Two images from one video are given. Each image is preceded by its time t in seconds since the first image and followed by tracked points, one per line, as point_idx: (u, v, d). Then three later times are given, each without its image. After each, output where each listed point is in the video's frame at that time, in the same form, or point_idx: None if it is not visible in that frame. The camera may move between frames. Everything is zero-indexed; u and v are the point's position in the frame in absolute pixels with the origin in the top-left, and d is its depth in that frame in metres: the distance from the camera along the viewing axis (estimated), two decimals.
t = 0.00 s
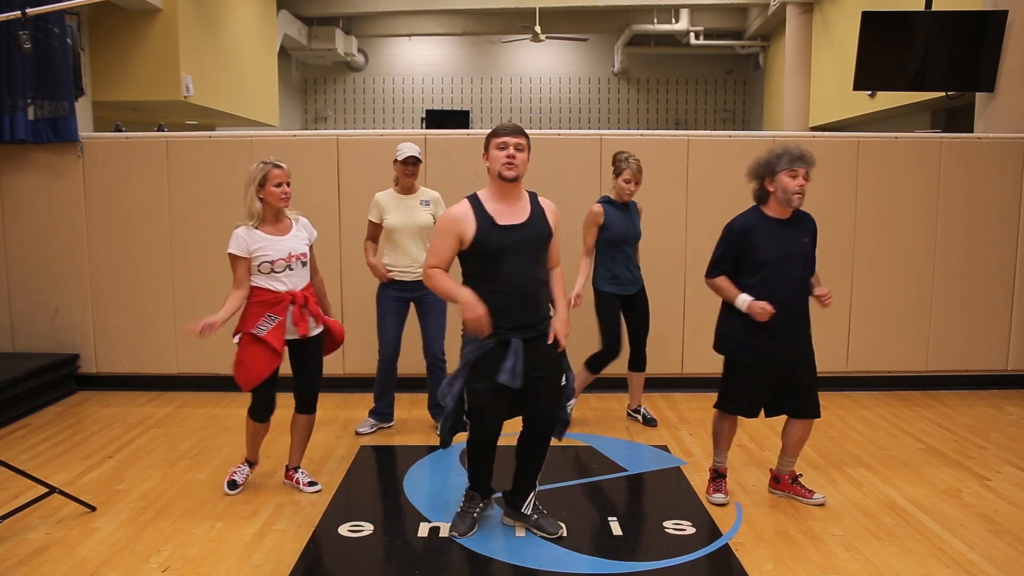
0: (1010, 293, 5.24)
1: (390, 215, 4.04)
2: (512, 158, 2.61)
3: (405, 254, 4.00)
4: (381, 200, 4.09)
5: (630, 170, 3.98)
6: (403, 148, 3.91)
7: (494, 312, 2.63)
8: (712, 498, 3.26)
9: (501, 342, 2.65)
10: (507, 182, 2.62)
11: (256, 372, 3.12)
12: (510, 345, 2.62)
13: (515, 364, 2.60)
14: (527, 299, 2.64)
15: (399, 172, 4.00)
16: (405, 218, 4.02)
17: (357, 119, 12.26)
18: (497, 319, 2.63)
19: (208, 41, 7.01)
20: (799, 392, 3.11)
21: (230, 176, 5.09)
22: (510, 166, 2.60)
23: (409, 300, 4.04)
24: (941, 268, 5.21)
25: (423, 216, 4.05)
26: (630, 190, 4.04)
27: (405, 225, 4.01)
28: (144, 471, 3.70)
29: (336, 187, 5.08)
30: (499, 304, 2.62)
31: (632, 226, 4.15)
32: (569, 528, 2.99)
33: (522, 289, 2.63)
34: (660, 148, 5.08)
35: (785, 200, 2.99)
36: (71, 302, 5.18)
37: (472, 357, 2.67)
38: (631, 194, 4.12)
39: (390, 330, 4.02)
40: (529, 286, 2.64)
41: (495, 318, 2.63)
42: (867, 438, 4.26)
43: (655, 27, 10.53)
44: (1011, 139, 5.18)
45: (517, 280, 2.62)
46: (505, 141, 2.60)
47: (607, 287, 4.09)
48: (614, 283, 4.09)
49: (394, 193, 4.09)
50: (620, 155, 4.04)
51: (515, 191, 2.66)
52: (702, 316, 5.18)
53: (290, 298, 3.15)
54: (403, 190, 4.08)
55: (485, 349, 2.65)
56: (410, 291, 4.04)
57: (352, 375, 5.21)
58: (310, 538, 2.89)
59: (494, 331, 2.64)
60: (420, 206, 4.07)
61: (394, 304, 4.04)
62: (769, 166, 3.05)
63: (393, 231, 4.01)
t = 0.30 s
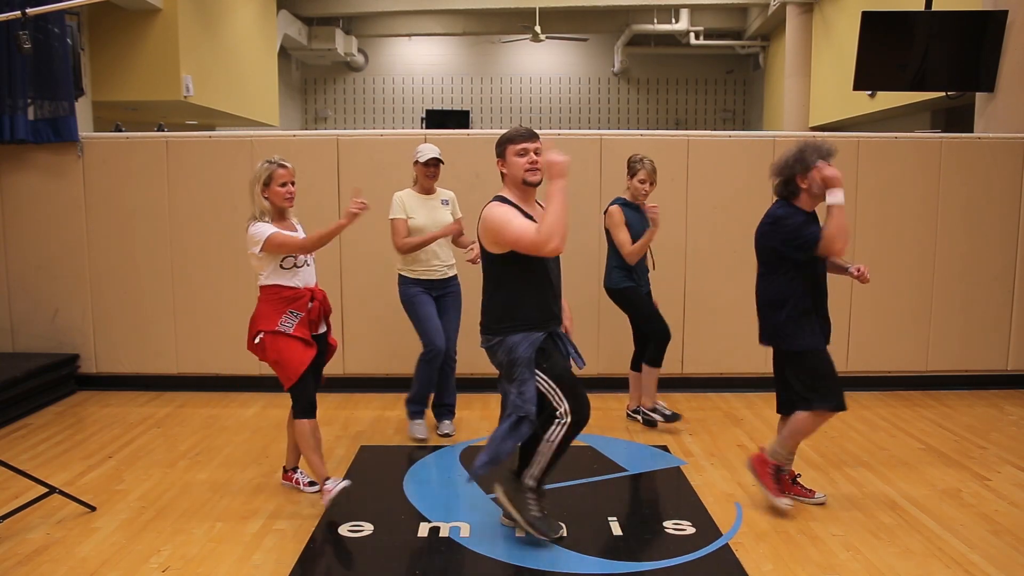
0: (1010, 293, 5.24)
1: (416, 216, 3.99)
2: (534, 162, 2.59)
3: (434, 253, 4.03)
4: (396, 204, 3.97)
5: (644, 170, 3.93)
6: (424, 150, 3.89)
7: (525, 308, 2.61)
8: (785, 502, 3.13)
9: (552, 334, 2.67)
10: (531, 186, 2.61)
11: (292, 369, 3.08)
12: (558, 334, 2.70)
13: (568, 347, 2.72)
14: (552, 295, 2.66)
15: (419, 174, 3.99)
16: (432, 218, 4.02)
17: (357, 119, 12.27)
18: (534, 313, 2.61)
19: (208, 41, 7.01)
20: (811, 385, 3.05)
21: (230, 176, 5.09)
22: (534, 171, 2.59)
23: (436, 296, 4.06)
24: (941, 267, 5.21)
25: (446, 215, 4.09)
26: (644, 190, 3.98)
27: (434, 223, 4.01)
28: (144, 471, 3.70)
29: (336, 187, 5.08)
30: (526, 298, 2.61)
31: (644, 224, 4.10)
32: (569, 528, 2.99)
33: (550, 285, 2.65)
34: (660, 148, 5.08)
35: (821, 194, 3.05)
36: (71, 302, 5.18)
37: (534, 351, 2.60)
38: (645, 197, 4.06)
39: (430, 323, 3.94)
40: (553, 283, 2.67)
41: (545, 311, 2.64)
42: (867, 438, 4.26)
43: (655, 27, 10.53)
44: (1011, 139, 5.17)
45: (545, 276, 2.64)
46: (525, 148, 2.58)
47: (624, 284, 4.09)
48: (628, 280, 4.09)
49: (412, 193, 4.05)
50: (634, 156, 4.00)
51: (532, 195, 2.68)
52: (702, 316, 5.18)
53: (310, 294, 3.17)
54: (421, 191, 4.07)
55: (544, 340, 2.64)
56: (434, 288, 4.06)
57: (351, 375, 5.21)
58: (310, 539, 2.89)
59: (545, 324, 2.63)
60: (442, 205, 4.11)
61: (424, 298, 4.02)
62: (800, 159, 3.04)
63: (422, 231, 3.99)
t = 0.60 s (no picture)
0: (1010, 293, 5.24)
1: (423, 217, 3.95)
2: (536, 169, 2.60)
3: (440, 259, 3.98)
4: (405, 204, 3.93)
5: (640, 172, 3.92)
6: (426, 155, 3.82)
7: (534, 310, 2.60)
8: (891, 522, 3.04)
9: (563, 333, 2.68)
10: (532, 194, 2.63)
11: (314, 372, 3.12)
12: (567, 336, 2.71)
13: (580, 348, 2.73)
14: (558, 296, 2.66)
15: (420, 179, 3.90)
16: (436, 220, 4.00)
17: (357, 119, 12.27)
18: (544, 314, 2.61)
19: (208, 42, 7.01)
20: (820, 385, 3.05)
21: (229, 176, 5.09)
22: (537, 180, 2.61)
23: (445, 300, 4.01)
24: (941, 267, 5.21)
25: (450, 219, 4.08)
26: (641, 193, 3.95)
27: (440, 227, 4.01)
28: (144, 471, 3.70)
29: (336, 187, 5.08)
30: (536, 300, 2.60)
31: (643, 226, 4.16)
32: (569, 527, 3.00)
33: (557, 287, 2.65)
34: (660, 148, 5.08)
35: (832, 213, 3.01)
36: (71, 302, 5.18)
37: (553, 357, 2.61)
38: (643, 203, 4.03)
39: (445, 330, 3.89)
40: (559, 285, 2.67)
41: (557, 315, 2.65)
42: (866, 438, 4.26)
43: (655, 27, 10.53)
44: (1011, 139, 5.18)
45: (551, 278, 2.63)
46: (527, 154, 2.57)
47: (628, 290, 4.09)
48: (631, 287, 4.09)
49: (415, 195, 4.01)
50: (632, 159, 4.01)
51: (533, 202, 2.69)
52: (702, 316, 5.18)
53: (315, 300, 3.15)
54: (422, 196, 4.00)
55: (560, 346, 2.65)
56: (444, 292, 4.01)
57: (352, 375, 5.21)
58: (310, 539, 2.89)
59: (557, 327, 2.64)
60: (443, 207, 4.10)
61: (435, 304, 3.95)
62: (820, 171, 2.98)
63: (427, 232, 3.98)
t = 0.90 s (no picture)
0: (1010, 293, 5.24)
1: (412, 215, 4.02)
2: (536, 161, 2.57)
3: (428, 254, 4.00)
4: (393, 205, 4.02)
5: (618, 165, 4.03)
6: (419, 149, 3.90)
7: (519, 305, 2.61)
8: (787, 511, 3.10)
9: (546, 332, 2.67)
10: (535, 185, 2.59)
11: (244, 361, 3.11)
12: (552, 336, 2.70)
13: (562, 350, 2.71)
14: (552, 293, 2.67)
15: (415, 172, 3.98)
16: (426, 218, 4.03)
17: (357, 119, 12.26)
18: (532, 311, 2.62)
19: (208, 41, 7.01)
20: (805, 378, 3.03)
21: (229, 176, 5.09)
22: (539, 170, 2.57)
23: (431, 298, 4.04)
24: (941, 267, 5.21)
25: (444, 215, 4.09)
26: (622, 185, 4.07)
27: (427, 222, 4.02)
28: (144, 471, 3.70)
29: (336, 187, 5.08)
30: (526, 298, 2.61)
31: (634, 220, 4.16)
32: (569, 527, 3.00)
33: (549, 284, 2.65)
34: (660, 148, 5.08)
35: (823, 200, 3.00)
36: (71, 302, 5.18)
37: (522, 346, 2.60)
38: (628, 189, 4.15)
39: (418, 327, 3.93)
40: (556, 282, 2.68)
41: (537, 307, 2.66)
42: (866, 438, 4.26)
43: (655, 27, 10.53)
44: (1011, 139, 5.18)
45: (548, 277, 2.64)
46: (527, 147, 2.55)
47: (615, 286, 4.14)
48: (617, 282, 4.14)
49: (410, 193, 4.09)
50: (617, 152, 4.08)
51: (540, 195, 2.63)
52: (702, 316, 5.18)
53: (273, 300, 3.14)
54: (419, 189, 4.07)
55: (535, 336, 2.64)
56: (432, 289, 4.04)
57: (352, 375, 5.21)
58: (310, 539, 2.89)
59: (538, 325, 2.65)
60: (438, 204, 4.11)
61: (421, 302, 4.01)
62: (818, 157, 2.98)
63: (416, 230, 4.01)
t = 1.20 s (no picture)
0: (1010, 293, 5.24)
1: (384, 212, 4.08)
2: (519, 157, 2.60)
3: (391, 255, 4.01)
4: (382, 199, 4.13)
5: (591, 168, 4.04)
6: (400, 149, 3.92)
7: (474, 308, 2.67)
8: (712, 501, 3.22)
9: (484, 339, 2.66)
10: (515, 181, 2.61)
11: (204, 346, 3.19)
12: (492, 345, 2.63)
13: (500, 362, 2.61)
14: (507, 301, 2.61)
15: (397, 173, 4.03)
16: (394, 217, 4.03)
17: (357, 119, 12.26)
18: (481, 315, 2.65)
19: (208, 41, 7.01)
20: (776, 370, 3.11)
21: (229, 176, 5.09)
22: (518, 166, 2.59)
23: (392, 299, 4.05)
24: (941, 268, 5.21)
25: (415, 217, 4.03)
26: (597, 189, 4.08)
27: (395, 225, 4.02)
28: (144, 471, 3.70)
29: (336, 187, 5.08)
30: (482, 301, 2.64)
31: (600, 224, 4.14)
32: (570, 527, 3.00)
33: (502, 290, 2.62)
34: (660, 148, 5.08)
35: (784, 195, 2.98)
36: (71, 302, 5.18)
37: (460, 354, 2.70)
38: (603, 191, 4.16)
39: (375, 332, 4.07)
40: (511, 289, 2.61)
41: (486, 315, 2.64)
42: (866, 438, 4.26)
43: (655, 27, 10.53)
44: (1011, 140, 5.18)
45: (508, 285, 2.62)
46: (512, 143, 2.60)
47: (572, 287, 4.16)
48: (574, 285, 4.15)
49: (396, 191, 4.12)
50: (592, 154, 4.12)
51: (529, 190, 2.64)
52: (702, 317, 5.18)
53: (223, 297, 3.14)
54: (400, 190, 4.08)
55: (472, 346, 2.67)
56: (394, 289, 4.04)
57: (352, 375, 5.21)
58: (310, 538, 2.89)
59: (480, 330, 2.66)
60: (414, 206, 4.05)
61: (382, 303, 4.07)
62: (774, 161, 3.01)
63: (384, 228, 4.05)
